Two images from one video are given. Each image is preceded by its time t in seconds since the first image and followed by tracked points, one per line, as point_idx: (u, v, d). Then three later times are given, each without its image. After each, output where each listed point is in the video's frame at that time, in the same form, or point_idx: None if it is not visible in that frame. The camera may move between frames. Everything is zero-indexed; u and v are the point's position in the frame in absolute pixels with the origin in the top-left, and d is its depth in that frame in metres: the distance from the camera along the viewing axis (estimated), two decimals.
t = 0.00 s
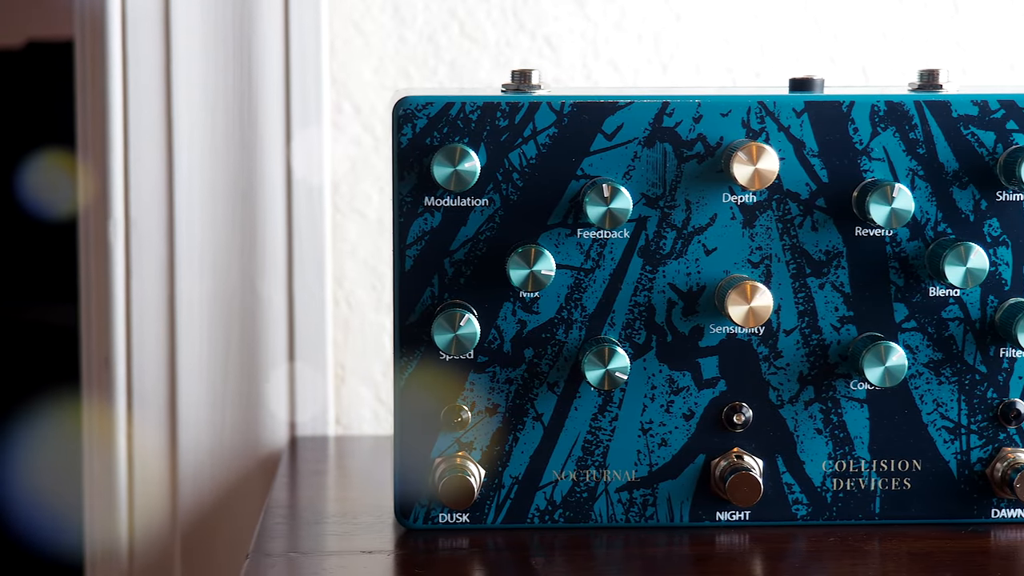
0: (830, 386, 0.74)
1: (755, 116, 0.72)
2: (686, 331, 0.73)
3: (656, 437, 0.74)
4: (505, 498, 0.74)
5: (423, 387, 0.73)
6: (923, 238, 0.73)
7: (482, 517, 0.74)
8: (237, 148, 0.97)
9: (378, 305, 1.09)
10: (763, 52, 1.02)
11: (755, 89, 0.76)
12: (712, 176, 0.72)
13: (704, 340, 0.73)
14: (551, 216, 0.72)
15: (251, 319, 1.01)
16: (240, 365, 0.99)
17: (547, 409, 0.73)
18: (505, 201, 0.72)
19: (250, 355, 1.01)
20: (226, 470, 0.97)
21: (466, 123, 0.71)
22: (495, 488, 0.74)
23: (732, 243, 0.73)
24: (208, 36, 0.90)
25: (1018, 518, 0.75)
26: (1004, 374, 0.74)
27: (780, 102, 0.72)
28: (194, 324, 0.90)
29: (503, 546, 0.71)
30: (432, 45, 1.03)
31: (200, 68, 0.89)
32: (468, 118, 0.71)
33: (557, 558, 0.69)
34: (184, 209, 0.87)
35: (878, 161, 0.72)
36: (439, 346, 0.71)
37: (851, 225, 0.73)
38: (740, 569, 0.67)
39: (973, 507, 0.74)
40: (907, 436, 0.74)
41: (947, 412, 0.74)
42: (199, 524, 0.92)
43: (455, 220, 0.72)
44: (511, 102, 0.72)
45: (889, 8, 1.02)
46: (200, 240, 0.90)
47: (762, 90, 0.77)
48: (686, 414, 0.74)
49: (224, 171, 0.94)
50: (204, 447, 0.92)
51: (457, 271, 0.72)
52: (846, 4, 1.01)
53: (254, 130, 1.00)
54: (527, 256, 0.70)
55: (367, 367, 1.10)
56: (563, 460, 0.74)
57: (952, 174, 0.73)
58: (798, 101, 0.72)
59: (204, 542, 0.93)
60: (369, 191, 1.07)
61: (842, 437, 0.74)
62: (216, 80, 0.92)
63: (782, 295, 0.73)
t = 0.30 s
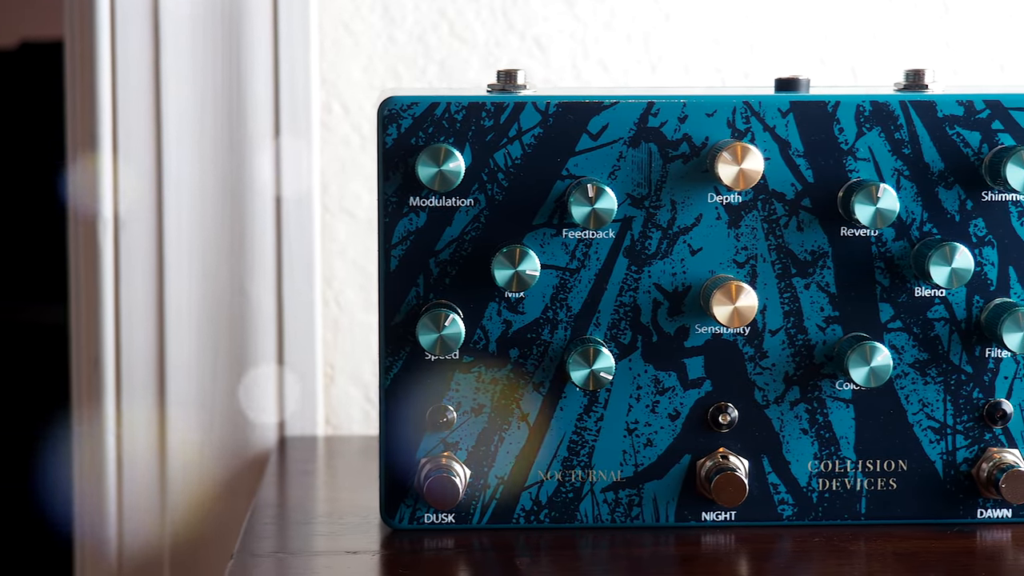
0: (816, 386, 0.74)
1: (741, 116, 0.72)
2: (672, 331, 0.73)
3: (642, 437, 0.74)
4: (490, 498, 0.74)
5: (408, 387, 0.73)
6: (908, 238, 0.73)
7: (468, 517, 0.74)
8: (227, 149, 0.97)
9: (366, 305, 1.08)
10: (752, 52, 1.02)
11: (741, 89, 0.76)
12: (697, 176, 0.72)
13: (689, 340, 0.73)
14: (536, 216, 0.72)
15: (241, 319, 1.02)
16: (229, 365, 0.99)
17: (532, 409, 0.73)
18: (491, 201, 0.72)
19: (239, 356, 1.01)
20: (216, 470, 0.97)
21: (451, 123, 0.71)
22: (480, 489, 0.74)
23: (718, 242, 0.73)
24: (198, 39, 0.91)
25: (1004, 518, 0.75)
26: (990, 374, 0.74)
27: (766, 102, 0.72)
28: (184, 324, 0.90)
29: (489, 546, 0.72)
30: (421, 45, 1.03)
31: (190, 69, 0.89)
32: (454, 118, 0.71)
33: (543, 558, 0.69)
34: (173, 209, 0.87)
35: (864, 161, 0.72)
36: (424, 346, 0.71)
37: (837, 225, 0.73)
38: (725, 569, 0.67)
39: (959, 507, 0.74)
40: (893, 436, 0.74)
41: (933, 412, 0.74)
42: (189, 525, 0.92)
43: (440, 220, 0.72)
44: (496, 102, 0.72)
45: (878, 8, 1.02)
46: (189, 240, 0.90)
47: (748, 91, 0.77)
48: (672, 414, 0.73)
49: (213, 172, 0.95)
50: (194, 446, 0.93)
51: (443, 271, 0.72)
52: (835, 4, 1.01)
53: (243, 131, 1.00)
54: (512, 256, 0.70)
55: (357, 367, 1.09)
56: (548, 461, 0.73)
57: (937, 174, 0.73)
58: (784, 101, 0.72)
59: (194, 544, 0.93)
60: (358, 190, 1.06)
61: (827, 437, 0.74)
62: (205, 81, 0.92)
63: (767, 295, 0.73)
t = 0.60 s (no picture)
0: (802, 386, 0.74)
1: (726, 116, 0.72)
2: (657, 331, 0.73)
3: (627, 437, 0.74)
4: (476, 498, 0.74)
5: (393, 387, 0.73)
6: (894, 238, 0.73)
7: (454, 517, 0.74)
8: (218, 148, 0.95)
9: (356, 305, 1.10)
10: (742, 52, 1.02)
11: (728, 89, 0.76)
12: (682, 176, 0.72)
13: (675, 340, 0.73)
14: (522, 216, 0.72)
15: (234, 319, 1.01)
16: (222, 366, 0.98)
17: (518, 410, 0.73)
18: (476, 201, 0.72)
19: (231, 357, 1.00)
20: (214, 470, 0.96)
21: (436, 123, 0.71)
22: (466, 489, 0.73)
23: (703, 243, 0.73)
24: (190, 36, 0.89)
25: (990, 518, 0.75)
26: (976, 374, 0.74)
27: (751, 102, 0.72)
28: (175, 325, 0.89)
29: (475, 546, 0.72)
30: (410, 45, 1.03)
31: (180, 66, 0.88)
32: (439, 118, 0.71)
33: (529, 558, 0.69)
34: (165, 208, 0.87)
35: (849, 161, 0.72)
36: (409, 347, 0.71)
37: (822, 225, 0.73)
38: (710, 569, 0.67)
39: (945, 507, 0.74)
40: (879, 436, 0.74)
41: (919, 413, 0.74)
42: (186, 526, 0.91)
43: (426, 221, 0.72)
44: (482, 102, 0.72)
45: (868, 8, 1.01)
46: (180, 241, 0.89)
47: (734, 91, 0.77)
48: (657, 414, 0.73)
49: (204, 171, 0.94)
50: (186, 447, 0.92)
51: (428, 271, 0.72)
52: (825, 3, 1.01)
53: (236, 130, 0.98)
54: (497, 256, 0.70)
55: (346, 368, 1.11)
56: (534, 461, 0.73)
57: (923, 174, 0.73)
58: (769, 101, 0.72)
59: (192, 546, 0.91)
60: (348, 191, 1.08)
61: (813, 438, 0.74)
62: (196, 79, 0.91)
63: (753, 295, 0.73)
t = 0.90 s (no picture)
0: (788, 386, 0.74)
1: (712, 117, 0.72)
2: (643, 331, 0.73)
3: (614, 437, 0.73)
4: (462, 498, 0.74)
5: (380, 388, 0.73)
6: (880, 238, 0.73)
7: (440, 518, 0.74)
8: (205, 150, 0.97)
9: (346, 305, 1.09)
10: (732, 52, 1.02)
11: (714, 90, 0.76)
12: (668, 176, 0.72)
13: (661, 340, 0.73)
14: (508, 216, 0.72)
15: (221, 321, 1.01)
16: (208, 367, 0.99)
17: (504, 410, 0.73)
18: (462, 201, 0.72)
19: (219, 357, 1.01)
20: (196, 471, 0.97)
21: (422, 123, 0.71)
22: (452, 489, 0.73)
23: (689, 243, 0.73)
24: (177, 39, 0.91)
25: (977, 518, 0.75)
26: (962, 374, 0.74)
27: (737, 102, 0.72)
28: (163, 325, 0.90)
29: (461, 547, 0.71)
30: (401, 46, 1.03)
31: (168, 70, 0.89)
32: (425, 118, 0.71)
33: (515, 558, 0.69)
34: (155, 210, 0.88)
35: (835, 161, 0.72)
36: (394, 347, 0.71)
37: (809, 225, 0.73)
38: (696, 569, 0.67)
39: (932, 507, 0.74)
40: (865, 436, 0.74)
41: (906, 413, 0.74)
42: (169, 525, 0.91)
43: (411, 221, 0.72)
44: (467, 102, 0.72)
45: (857, 8, 1.01)
46: (168, 242, 0.90)
47: (721, 91, 0.77)
48: (644, 414, 0.73)
49: (192, 173, 0.95)
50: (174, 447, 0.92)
51: (414, 271, 0.72)
52: (814, 4, 1.01)
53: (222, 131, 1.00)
54: (483, 256, 0.70)
55: (338, 368, 1.10)
56: (520, 461, 0.73)
57: (909, 175, 0.73)
58: (755, 102, 0.72)
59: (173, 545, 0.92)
60: (336, 191, 1.07)
61: (800, 438, 0.74)
62: (184, 82, 0.92)
63: (739, 296, 0.73)
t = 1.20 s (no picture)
0: (776, 386, 0.73)
1: (699, 117, 0.72)
2: (630, 331, 0.73)
3: (601, 438, 0.73)
4: (450, 499, 0.73)
5: (367, 388, 0.73)
6: (867, 238, 0.73)
7: (427, 518, 0.74)
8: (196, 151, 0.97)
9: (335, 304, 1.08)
10: (722, 52, 1.02)
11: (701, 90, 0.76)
12: (655, 176, 0.72)
13: (648, 340, 0.73)
14: (495, 216, 0.72)
15: (214, 321, 1.02)
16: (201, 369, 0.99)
17: (491, 411, 0.73)
18: (449, 201, 0.72)
19: (210, 357, 1.01)
20: (187, 471, 0.97)
21: (409, 123, 0.71)
22: (439, 490, 0.73)
23: (676, 243, 0.73)
24: (168, 42, 0.91)
25: (964, 519, 0.75)
26: (949, 375, 0.74)
27: (724, 102, 0.72)
28: (154, 327, 0.90)
29: (448, 547, 0.71)
30: (390, 46, 1.03)
31: (160, 73, 0.90)
32: (411, 119, 0.71)
33: (502, 558, 0.69)
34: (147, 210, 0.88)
35: (822, 161, 0.72)
36: (381, 347, 0.71)
37: (795, 225, 0.73)
38: (684, 569, 0.67)
39: (919, 508, 0.74)
40: (852, 437, 0.74)
41: (893, 413, 0.74)
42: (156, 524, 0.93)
43: (398, 221, 0.72)
44: (454, 102, 0.72)
45: (848, 8, 1.01)
46: (158, 244, 0.91)
47: (708, 91, 0.77)
48: (631, 415, 0.73)
49: (183, 175, 0.95)
50: (164, 449, 0.93)
51: (401, 271, 0.72)
52: (804, 4, 1.01)
53: (214, 133, 1.00)
54: (469, 256, 0.70)
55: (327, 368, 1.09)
56: (507, 462, 0.73)
57: (896, 175, 0.73)
58: (742, 102, 0.72)
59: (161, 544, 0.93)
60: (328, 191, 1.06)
61: (787, 438, 0.74)
62: (175, 85, 0.92)
63: (726, 296, 0.73)
